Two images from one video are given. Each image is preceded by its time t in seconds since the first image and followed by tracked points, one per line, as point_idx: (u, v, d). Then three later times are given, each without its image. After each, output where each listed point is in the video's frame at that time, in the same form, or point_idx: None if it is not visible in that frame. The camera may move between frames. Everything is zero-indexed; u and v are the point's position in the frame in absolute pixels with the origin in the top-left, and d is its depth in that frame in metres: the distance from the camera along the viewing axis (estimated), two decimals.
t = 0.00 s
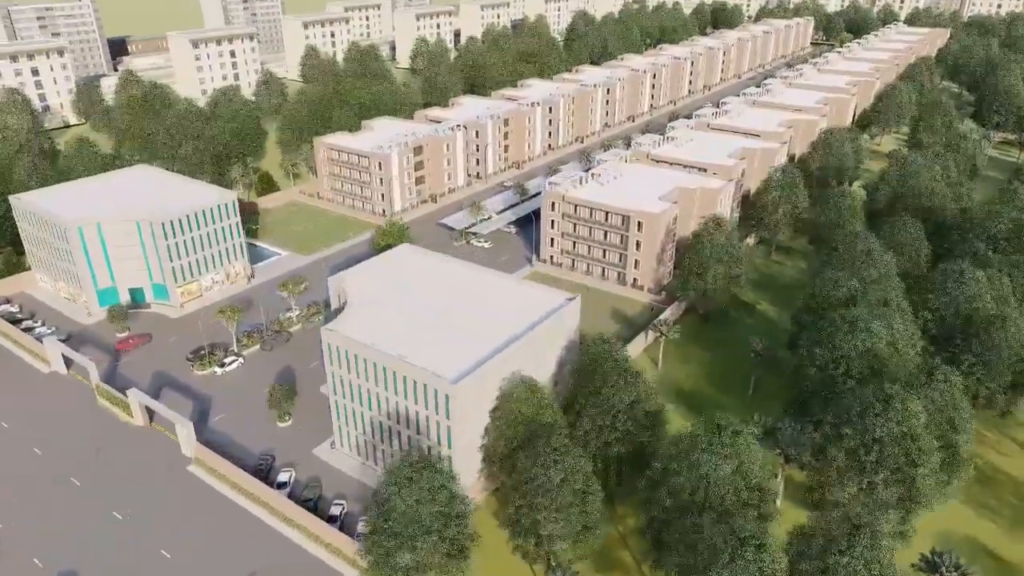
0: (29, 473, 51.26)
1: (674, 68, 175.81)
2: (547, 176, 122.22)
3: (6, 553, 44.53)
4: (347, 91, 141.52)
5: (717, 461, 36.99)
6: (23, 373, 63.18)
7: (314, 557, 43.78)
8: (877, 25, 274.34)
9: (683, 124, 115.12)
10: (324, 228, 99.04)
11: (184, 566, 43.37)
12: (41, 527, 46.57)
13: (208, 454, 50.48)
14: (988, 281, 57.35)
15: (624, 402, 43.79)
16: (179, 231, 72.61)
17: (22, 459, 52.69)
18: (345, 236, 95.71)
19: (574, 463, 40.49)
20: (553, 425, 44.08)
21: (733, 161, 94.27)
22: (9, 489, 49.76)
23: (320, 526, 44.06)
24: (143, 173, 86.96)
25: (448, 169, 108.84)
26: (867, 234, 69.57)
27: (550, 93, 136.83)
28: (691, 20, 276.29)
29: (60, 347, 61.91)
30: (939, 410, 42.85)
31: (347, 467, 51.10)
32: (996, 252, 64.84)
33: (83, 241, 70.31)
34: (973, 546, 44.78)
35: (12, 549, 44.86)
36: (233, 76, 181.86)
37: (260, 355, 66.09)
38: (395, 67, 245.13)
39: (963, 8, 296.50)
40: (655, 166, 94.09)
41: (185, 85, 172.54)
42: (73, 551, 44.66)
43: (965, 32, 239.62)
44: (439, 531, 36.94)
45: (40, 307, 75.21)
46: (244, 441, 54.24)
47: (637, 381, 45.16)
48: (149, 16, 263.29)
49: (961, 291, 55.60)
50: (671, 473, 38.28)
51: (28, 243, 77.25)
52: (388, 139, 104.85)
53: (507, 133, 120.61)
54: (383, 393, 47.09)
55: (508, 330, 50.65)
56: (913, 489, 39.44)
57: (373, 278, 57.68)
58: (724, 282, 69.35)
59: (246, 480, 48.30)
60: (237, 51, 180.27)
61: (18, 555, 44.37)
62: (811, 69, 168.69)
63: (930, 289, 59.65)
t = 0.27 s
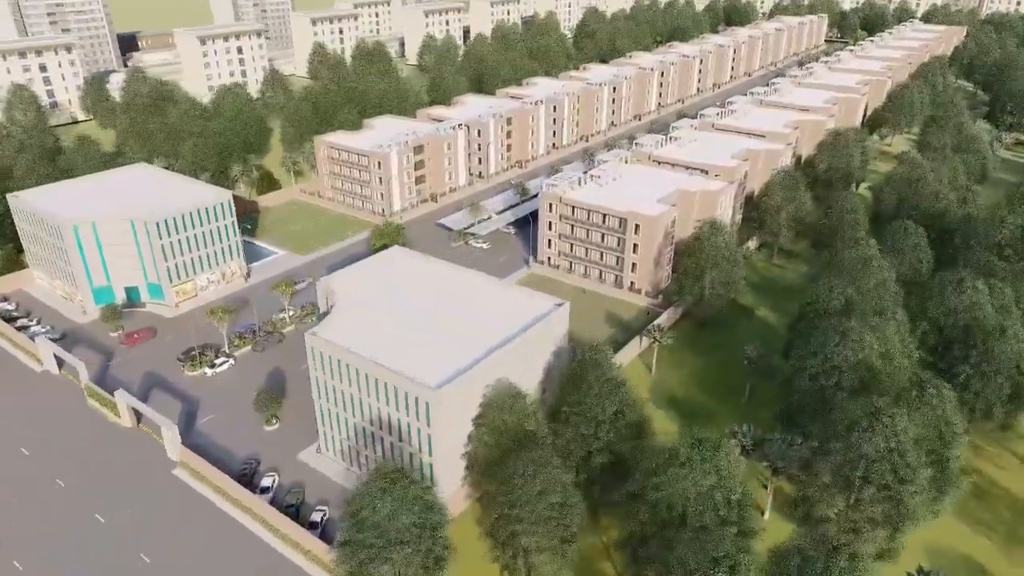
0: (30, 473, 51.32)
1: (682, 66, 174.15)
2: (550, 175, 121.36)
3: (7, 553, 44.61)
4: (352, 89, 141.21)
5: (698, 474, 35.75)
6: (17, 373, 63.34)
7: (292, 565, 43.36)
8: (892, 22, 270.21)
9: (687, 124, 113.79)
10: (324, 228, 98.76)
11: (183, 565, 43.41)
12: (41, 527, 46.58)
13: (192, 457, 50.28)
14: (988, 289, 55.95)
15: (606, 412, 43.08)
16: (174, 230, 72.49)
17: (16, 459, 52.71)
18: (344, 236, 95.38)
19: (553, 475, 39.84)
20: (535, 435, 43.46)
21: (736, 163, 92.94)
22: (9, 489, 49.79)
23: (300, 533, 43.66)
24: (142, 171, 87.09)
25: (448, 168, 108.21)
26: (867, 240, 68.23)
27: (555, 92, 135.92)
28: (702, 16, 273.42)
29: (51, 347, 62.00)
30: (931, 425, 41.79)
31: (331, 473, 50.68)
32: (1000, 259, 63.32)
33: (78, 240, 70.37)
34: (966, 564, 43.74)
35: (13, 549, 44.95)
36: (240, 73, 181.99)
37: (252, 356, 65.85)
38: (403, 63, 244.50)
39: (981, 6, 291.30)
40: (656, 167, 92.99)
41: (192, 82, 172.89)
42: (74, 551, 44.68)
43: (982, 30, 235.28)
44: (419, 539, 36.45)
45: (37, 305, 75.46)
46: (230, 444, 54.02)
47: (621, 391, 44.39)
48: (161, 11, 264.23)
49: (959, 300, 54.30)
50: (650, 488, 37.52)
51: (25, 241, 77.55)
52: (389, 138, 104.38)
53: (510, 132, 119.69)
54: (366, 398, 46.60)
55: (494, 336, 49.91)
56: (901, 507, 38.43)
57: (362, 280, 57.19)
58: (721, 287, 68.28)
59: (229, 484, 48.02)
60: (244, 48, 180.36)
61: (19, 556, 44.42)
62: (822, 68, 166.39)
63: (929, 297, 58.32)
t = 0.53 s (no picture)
0: (30, 473, 51.44)
1: (690, 65, 172.37)
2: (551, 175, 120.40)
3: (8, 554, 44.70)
4: (355, 87, 140.79)
5: (676, 491, 34.87)
6: (9, 373, 63.38)
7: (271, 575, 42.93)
8: (907, 19, 266.09)
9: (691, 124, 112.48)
10: (322, 227, 98.46)
11: (183, 565, 43.62)
12: (41, 527, 46.73)
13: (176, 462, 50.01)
14: (987, 300, 54.67)
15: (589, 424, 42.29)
16: (167, 231, 72.32)
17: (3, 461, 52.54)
18: (342, 236, 95.00)
19: (532, 489, 39.19)
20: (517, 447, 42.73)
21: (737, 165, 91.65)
22: (9, 489, 49.89)
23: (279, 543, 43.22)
24: (139, 171, 87.09)
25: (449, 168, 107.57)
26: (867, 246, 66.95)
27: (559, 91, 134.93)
28: (713, 13, 270.52)
29: (42, 348, 61.98)
30: (922, 443, 40.77)
31: (315, 480, 50.26)
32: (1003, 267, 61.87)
33: (72, 240, 70.36)
34: None
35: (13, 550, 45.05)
36: (247, 70, 181.97)
37: (242, 359, 65.55)
38: (411, 60, 243.63)
39: (999, 3, 286.29)
40: (656, 169, 91.89)
41: (198, 78, 173.15)
42: (75, 551, 44.88)
43: (998, 28, 231.13)
44: (404, 547, 36.09)
45: (32, 304, 75.61)
46: (215, 449, 53.74)
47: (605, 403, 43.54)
48: (171, 7, 265.06)
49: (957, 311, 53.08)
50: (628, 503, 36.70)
51: (22, 241, 77.75)
52: (389, 137, 103.88)
53: (512, 132, 118.88)
54: (348, 407, 46.13)
55: (479, 344, 49.29)
56: (888, 527, 37.50)
57: (350, 285, 56.77)
58: (717, 293, 67.21)
59: (210, 490, 47.70)
60: (250, 45, 180.31)
61: (20, 556, 44.57)
62: (832, 67, 164.07)
63: (928, 306, 57.07)
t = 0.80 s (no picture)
0: (36, 472, 52.01)
1: (697, 63, 170.45)
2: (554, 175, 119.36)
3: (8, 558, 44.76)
4: (358, 85, 140.27)
5: (652, 513, 34.04)
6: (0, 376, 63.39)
7: None
8: (922, 16, 261.88)
9: (694, 125, 111.14)
10: (320, 228, 98.10)
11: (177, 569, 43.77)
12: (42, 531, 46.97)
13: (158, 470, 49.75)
14: (985, 312, 53.29)
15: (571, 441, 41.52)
16: (160, 232, 72.06)
17: None
18: (339, 237, 94.56)
19: (508, 506, 38.55)
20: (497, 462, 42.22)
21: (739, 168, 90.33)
22: (15, 489, 50.41)
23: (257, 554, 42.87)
24: (136, 171, 86.90)
25: (448, 168, 106.86)
26: (864, 255, 65.72)
27: (563, 90, 133.75)
28: (724, 10, 267.59)
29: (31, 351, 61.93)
30: (912, 463, 39.68)
31: (297, 489, 49.85)
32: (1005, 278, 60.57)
33: (65, 241, 70.25)
34: None
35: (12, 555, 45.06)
36: (252, 67, 181.81)
37: (232, 363, 65.17)
38: (418, 57, 242.53)
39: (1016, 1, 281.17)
40: (656, 171, 90.75)
41: (204, 75, 173.34)
42: (79, 550, 45.35)
43: (1015, 26, 226.75)
44: (389, 558, 35.99)
45: (27, 305, 75.68)
46: (200, 456, 53.35)
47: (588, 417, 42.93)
48: (180, 4, 265.94)
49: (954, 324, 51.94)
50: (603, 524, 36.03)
51: (17, 241, 77.80)
52: (388, 138, 103.25)
53: (513, 132, 117.97)
54: (329, 417, 45.64)
55: (462, 354, 48.70)
56: (873, 551, 36.60)
57: (337, 291, 56.20)
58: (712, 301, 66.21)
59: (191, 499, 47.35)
60: (255, 41, 180.11)
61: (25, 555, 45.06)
62: (842, 66, 161.66)
63: (925, 318, 55.80)
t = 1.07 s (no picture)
0: (40, 472, 52.53)
1: (703, 62, 168.66)
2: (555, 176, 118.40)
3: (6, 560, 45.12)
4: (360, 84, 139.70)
5: (627, 537, 33.25)
6: None
7: None
8: (935, 14, 258.00)
9: (696, 127, 109.75)
10: (317, 229, 97.66)
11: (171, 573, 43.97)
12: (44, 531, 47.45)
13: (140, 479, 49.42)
14: (983, 326, 51.92)
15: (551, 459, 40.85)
16: (153, 235, 71.79)
17: None
18: (335, 239, 94.09)
19: (484, 526, 37.87)
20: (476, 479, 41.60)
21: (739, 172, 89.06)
22: (17, 490, 50.93)
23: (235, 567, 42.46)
24: (132, 172, 86.69)
25: (447, 169, 106.09)
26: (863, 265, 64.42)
27: (565, 90, 132.62)
28: (734, 7, 264.87)
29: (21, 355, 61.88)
30: (900, 485, 38.61)
31: (279, 499, 49.40)
32: (1007, 290, 59.14)
33: (58, 244, 70.12)
34: None
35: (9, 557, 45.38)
36: (256, 65, 181.74)
37: (221, 368, 64.79)
38: (425, 54, 241.54)
39: None
40: (655, 175, 89.60)
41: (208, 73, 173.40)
42: (78, 551, 45.77)
43: None
44: None
45: (20, 306, 75.69)
46: (184, 464, 52.97)
47: (569, 434, 42.18)
48: None
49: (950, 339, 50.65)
50: (578, 547, 35.25)
51: (12, 241, 77.82)
52: (386, 138, 102.61)
53: (514, 132, 117.00)
54: (308, 428, 45.19)
55: (444, 366, 47.97)
56: None
57: (323, 299, 55.68)
58: (706, 310, 65.20)
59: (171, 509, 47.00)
60: (260, 39, 179.93)
61: (25, 555, 45.54)
62: (850, 66, 159.39)
63: (921, 332, 54.53)
